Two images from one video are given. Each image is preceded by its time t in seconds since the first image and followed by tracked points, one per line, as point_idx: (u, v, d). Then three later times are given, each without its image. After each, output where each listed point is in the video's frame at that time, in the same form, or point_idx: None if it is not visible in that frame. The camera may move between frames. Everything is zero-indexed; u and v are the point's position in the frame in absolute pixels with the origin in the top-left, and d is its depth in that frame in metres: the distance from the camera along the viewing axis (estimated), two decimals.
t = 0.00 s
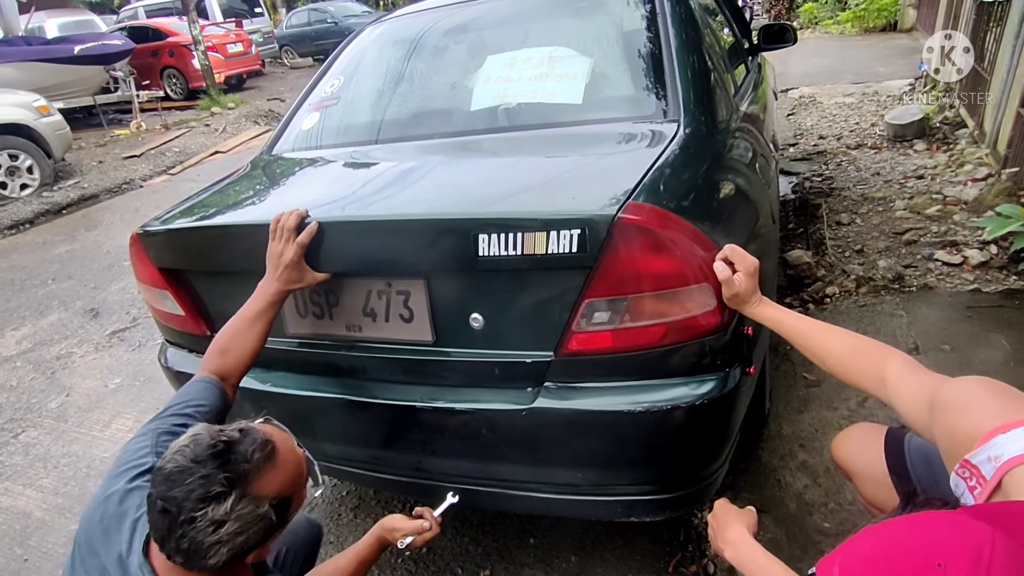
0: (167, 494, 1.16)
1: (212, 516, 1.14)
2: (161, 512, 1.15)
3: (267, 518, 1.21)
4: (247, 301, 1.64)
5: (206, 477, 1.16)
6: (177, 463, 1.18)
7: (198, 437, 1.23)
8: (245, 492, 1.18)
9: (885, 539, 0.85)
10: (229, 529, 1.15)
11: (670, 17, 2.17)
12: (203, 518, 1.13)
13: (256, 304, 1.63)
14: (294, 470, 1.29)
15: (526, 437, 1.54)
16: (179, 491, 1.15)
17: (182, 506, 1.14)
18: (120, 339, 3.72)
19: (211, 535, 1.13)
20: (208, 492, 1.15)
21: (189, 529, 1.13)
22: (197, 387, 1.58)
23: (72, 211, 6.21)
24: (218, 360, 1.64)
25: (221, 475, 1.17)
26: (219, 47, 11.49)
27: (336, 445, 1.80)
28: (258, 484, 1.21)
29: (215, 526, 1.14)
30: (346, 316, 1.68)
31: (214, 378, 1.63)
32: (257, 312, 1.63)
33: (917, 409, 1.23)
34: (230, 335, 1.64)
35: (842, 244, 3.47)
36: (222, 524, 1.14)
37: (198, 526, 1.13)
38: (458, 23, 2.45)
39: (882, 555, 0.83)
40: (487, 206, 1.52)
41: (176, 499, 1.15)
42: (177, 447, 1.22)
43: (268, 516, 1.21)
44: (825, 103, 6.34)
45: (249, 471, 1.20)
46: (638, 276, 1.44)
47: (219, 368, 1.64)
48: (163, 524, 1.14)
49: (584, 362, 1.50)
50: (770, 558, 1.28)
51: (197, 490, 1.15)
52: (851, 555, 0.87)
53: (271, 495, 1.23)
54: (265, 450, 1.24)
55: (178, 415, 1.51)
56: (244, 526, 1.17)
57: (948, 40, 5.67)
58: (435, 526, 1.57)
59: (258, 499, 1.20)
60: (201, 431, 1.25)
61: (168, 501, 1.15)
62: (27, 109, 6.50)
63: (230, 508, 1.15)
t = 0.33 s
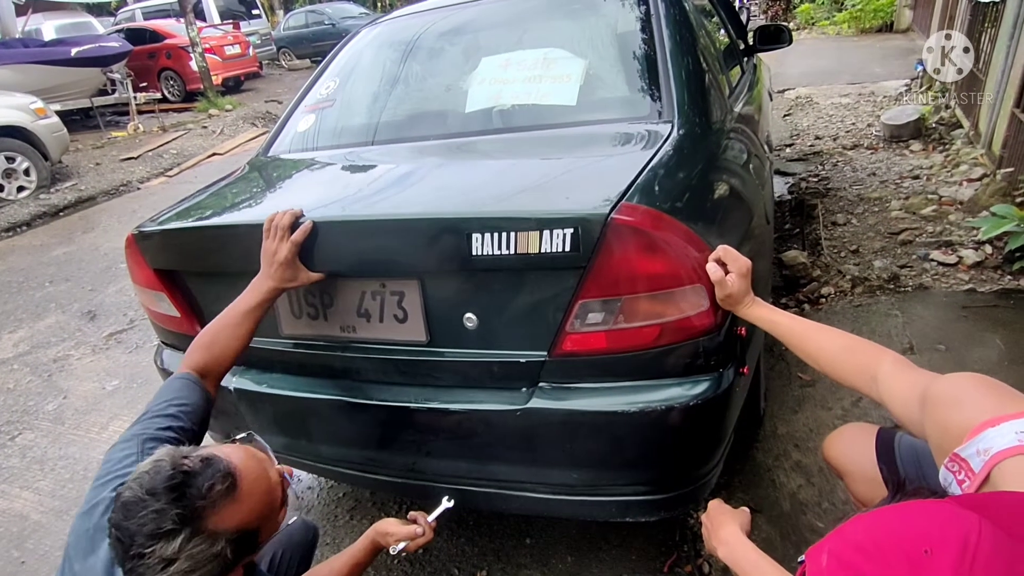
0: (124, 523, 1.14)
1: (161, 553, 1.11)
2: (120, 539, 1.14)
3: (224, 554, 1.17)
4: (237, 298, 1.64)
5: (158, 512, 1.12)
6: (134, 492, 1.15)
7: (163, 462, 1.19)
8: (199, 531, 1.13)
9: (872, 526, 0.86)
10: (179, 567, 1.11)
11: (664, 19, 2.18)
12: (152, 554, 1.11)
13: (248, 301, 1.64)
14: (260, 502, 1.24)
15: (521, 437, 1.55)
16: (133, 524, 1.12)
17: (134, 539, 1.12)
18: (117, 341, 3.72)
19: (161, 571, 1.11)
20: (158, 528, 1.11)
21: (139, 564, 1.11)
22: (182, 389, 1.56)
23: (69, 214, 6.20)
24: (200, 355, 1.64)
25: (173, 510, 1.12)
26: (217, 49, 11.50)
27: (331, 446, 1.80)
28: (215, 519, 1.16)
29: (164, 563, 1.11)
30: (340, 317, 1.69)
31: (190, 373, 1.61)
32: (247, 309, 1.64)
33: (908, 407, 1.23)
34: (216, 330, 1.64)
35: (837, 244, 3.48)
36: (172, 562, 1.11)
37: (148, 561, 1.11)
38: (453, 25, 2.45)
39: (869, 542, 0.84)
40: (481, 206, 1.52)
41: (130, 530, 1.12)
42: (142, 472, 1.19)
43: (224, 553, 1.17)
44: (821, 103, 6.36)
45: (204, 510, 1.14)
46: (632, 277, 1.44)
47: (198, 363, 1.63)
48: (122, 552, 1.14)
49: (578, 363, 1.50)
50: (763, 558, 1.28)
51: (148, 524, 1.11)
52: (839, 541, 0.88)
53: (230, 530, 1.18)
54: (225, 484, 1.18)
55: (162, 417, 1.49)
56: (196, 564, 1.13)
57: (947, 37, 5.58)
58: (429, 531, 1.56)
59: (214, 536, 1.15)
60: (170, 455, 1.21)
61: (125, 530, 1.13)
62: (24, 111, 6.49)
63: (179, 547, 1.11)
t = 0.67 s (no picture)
0: (119, 517, 1.13)
1: (155, 542, 1.10)
2: (115, 533, 1.14)
3: (219, 544, 1.15)
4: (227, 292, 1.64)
5: (152, 503, 1.12)
6: (128, 486, 1.15)
7: (158, 455, 1.20)
8: (195, 522, 1.13)
9: (860, 511, 0.88)
10: (173, 557, 1.10)
11: (657, 21, 2.19)
12: (147, 545, 1.10)
13: (238, 292, 1.64)
14: (252, 493, 1.23)
15: (516, 439, 1.55)
16: (127, 516, 1.12)
17: (130, 530, 1.11)
18: (112, 344, 3.72)
19: (155, 562, 1.10)
20: (152, 518, 1.11)
21: (134, 556, 1.10)
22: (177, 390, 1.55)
23: (64, 217, 6.20)
24: (194, 350, 1.62)
25: (166, 500, 1.12)
26: (213, 52, 11.49)
27: (326, 448, 1.80)
28: (208, 510, 1.15)
29: (160, 553, 1.10)
30: (330, 310, 1.69)
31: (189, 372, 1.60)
32: (237, 301, 1.63)
33: (900, 406, 1.25)
34: (208, 325, 1.63)
35: (832, 244, 3.49)
36: (166, 552, 1.10)
37: (143, 552, 1.10)
38: (447, 27, 2.46)
39: (855, 527, 0.87)
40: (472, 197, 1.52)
41: (125, 523, 1.12)
42: (135, 467, 1.19)
43: (219, 544, 1.15)
44: (816, 104, 6.38)
45: (198, 499, 1.14)
46: (626, 277, 1.45)
47: (194, 360, 1.62)
48: (120, 547, 1.13)
49: (572, 364, 1.51)
50: (757, 557, 1.28)
51: (141, 515, 1.11)
52: (829, 525, 0.91)
53: (224, 522, 1.17)
54: (218, 474, 1.18)
55: (158, 418, 1.48)
56: (191, 555, 1.11)
57: (943, 37, 5.47)
58: (424, 534, 1.56)
59: (207, 527, 1.14)
60: (163, 450, 1.22)
61: (120, 524, 1.13)
62: (19, 114, 6.49)
63: (172, 535, 1.10)
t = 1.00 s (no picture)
0: (115, 505, 1.12)
1: (151, 529, 1.09)
2: (109, 522, 1.13)
3: (215, 532, 1.15)
4: (234, 309, 1.64)
5: (149, 489, 1.11)
6: (126, 474, 1.15)
7: (153, 445, 1.19)
8: (191, 509, 1.13)
9: (858, 503, 0.89)
10: (170, 543, 1.09)
11: (655, 22, 2.18)
12: (143, 531, 1.09)
13: (243, 310, 1.64)
14: (248, 485, 1.22)
15: (515, 441, 1.55)
16: (123, 503, 1.11)
17: (126, 517, 1.10)
18: (110, 346, 3.71)
19: (149, 549, 1.09)
20: (149, 504, 1.10)
21: (130, 542, 1.09)
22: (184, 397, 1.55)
23: (62, 218, 6.18)
24: (206, 367, 1.64)
25: (163, 485, 1.12)
26: (210, 53, 11.49)
27: (326, 450, 1.80)
28: (205, 497, 1.15)
29: (156, 540, 1.09)
30: (334, 322, 1.69)
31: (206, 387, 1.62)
32: (244, 319, 1.64)
33: (897, 406, 1.26)
34: (219, 342, 1.64)
35: (830, 244, 3.49)
36: (162, 538, 1.09)
37: (139, 539, 1.09)
38: (445, 29, 2.45)
39: (854, 520, 0.87)
40: (473, 211, 1.52)
41: (121, 510, 1.11)
42: (132, 457, 1.19)
43: (214, 531, 1.15)
44: (814, 104, 6.38)
45: (193, 487, 1.14)
46: (625, 279, 1.45)
47: (208, 377, 1.63)
48: (116, 537, 1.12)
49: (571, 366, 1.50)
50: (756, 558, 1.29)
51: (138, 502, 1.11)
52: (827, 518, 0.91)
53: (219, 509, 1.16)
54: (215, 462, 1.17)
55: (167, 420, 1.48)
56: (186, 541, 1.11)
57: (942, 37, 5.46)
58: (423, 537, 1.56)
59: (203, 513, 1.14)
60: (157, 441, 1.21)
61: (115, 512, 1.12)
62: (16, 115, 6.48)
63: (168, 520, 1.10)
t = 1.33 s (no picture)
0: (164, 490, 1.12)
1: (225, 469, 1.17)
2: (169, 509, 1.12)
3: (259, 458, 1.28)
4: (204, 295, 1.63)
5: (195, 447, 1.17)
6: (150, 463, 1.14)
7: (140, 441, 1.19)
8: (230, 445, 1.23)
9: (865, 493, 0.91)
10: (243, 472, 1.20)
11: (660, 21, 2.18)
12: (220, 475, 1.16)
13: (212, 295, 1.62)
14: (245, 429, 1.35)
15: (521, 441, 1.54)
16: (178, 476, 1.13)
17: (192, 484, 1.13)
18: (113, 346, 3.71)
19: (233, 484, 1.18)
20: (205, 458, 1.17)
21: (214, 494, 1.14)
22: (153, 396, 1.51)
23: (64, 218, 6.19)
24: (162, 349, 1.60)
25: (203, 441, 1.19)
26: (212, 53, 11.49)
27: (330, 450, 1.79)
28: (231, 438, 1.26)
29: (232, 475, 1.18)
30: (339, 321, 1.68)
31: (162, 377, 1.58)
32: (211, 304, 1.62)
33: (903, 405, 1.28)
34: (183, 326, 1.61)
35: (833, 244, 3.49)
36: (237, 470, 1.19)
37: (221, 482, 1.16)
38: (448, 28, 2.45)
39: (862, 506, 0.89)
40: (479, 210, 1.52)
41: (179, 485, 1.13)
42: (129, 465, 1.16)
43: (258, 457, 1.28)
44: (816, 104, 6.37)
45: (216, 427, 1.24)
46: (631, 278, 1.44)
47: (163, 365, 1.59)
48: (183, 515, 1.13)
49: (577, 365, 1.50)
50: (762, 558, 1.28)
51: (195, 461, 1.16)
52: (833, 507, 0.93)
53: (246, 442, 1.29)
54: (215, 413, 1.28)
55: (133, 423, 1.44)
56: (251, 467, 1.23)
57: (943, 36, 5.46)
58: (424, 536, 1.56)
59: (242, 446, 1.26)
60: (137, 439, 1.20)
61: (170, 495, 1.12)
62: (19, 115, 6.48)
63: (232, 457, 1.20)
